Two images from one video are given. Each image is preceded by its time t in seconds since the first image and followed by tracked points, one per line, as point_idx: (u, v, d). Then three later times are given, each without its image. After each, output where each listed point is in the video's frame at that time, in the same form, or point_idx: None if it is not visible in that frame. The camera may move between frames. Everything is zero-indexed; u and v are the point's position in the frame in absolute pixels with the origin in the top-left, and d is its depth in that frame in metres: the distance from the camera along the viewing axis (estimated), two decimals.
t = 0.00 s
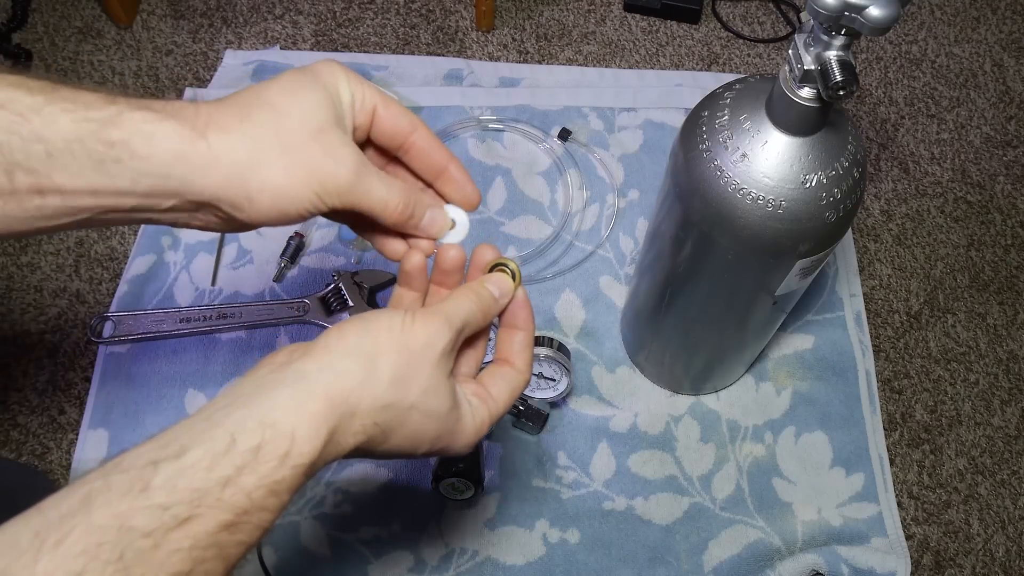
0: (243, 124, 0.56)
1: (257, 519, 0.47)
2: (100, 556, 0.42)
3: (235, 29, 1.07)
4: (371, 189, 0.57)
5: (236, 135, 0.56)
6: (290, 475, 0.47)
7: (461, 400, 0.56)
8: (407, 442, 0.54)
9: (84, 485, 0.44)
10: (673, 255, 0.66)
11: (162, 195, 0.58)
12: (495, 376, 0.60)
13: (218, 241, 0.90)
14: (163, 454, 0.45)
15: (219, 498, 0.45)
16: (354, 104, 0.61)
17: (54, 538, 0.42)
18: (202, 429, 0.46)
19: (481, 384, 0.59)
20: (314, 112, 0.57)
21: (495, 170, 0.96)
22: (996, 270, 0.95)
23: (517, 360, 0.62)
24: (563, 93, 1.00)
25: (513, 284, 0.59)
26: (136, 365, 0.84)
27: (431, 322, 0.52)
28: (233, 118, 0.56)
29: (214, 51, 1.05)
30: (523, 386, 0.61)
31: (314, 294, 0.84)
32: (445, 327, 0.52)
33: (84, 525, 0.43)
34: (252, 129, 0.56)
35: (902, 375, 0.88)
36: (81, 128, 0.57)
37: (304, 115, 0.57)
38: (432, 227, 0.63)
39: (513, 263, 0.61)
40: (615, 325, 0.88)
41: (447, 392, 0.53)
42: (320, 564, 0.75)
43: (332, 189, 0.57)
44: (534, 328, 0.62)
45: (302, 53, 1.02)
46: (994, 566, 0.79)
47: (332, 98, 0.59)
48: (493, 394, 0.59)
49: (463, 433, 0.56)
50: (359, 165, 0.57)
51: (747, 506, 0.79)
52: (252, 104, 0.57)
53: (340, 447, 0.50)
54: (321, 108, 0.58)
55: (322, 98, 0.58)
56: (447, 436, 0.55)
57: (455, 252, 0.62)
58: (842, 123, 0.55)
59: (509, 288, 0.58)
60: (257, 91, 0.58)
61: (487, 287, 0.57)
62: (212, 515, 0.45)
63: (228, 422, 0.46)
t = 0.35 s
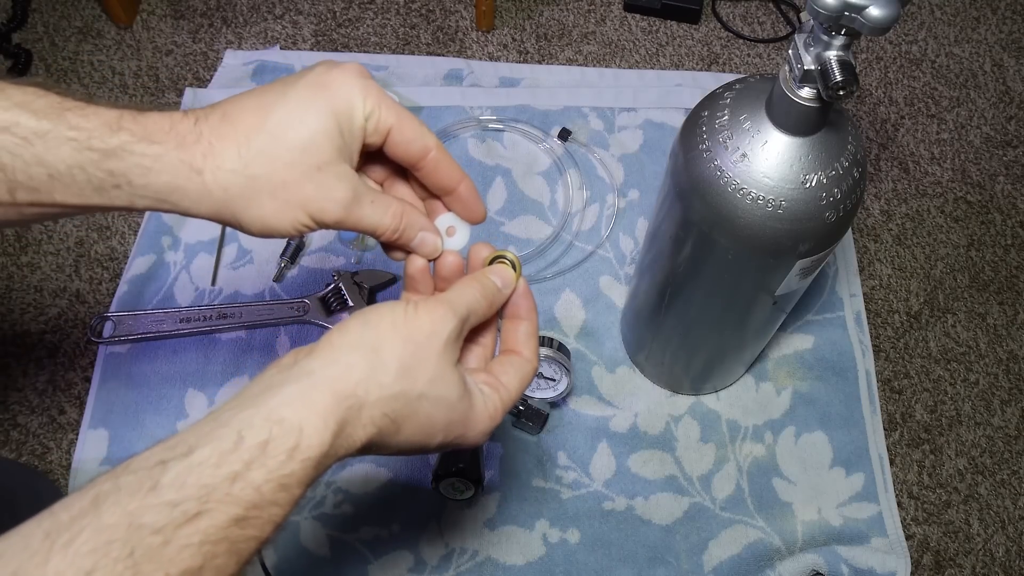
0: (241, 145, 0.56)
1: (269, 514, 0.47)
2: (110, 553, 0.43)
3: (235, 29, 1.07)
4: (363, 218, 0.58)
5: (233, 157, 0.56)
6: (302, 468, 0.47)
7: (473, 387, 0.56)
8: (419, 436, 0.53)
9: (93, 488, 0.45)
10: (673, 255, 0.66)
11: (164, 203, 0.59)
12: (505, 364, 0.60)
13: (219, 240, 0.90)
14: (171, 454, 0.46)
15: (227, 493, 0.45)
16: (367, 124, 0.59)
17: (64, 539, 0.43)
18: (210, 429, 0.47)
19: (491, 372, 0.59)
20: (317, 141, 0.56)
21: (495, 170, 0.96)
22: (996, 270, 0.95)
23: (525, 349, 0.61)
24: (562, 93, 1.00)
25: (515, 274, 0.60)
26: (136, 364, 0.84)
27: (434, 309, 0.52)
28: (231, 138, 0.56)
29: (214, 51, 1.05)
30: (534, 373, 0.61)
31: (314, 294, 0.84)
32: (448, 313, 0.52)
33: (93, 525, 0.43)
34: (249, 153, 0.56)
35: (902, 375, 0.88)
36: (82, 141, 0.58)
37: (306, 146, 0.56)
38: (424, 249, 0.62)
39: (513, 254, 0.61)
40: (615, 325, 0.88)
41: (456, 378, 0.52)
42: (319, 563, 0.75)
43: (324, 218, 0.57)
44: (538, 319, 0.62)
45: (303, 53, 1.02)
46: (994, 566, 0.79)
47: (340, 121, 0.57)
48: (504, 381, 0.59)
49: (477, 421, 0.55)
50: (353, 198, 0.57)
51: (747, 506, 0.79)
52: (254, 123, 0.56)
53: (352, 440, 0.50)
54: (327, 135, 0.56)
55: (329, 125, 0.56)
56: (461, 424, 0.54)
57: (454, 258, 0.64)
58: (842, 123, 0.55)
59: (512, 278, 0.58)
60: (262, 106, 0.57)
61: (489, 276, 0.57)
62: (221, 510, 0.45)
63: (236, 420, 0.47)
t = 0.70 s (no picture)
0: (241, 135, 0.56)
1: (267, 515, 0.47)
2: (109, 554, 0.43)
3: (235, 29, 1.07)
4: (359, 211, 0.58)
5: (231, 146, 0.56)
6: (299, 468, 0.47)
7: (474, 379, 0.55)
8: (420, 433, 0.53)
9: (91, 491, 0.46)
10: (673, 255, 0.66)
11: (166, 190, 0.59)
12: (508, 357, 0.60)
13: (219, 239, 0.90)
14: (169, 457, 0.46)
15: (226, 494, 0.46)
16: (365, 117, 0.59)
17: (63, 541, 0.43)
18: (207, 430, 0.47)
19: (494, 366, 0.59)
20: (317, 133, 0.56)
21: (495, 170, 0.96)
22: (996, 270, 0.95)
23: (526, 342, 0.61)
24: (563, 93, 1.00)
25: (515, 269, 0.59)
26: (136, 364, 0.84)
27: (430, 305, 0.51)
28: (231, 130, 0.56)
29: (214, 51, 1.05)
30: (536, 364, 0.61)
31: (314, 294, 0.84)
32: (445, 309, 0.52)
33: (92, 527, 0.44)
34: (249, 143, 0.56)
35: (902, 375, 0.88)
36: (86, 128, 0.58)
37: (306, 138, 0.56)
38: (419, 248, 0.61)
39: (513, 249, 0.61)
40: (615, 325, 0.88)
41: (453, 374, 0.52)
42: (320, 564, 0.75)
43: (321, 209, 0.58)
44: (538, 313, 0.62)
45: (303, 53, 1.02)
46: (994, 566, 0.79)
47: (340, 113, 0.57)
48: (507, 374, 0.59)
49: (479, 414, 0.55)
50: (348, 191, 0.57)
51: (747, 506, 0.79)
52: (254, 112, 0.56)
53: (351, 440, 0.50)
54: (326, 127, 0.57)
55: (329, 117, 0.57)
56: (462, 419, 0.54)
57: (456, 252, 0.64)
58: (842, 123, 0.55)
59: (510, 272, 0.58)
60: (263, 96, 0.57)
61: (487, 271, 0.57)
62: (219, 511, 0.46)
63: (232, 423, 0.47)
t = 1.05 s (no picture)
0: (236, 153, 0.56)
1: (266, 526, 0.47)
2: (109, 566, 0.43)
3: (235, 29, 1.07)
4: (355, 220, 0.59)
5: (228, 164, 0.56)
6: (298, 480, 0.47)
7: (475, 389, 0.55)
8: (418, 442, 0.53)
9: (91, 503, 0.46)
10: (673, 255, 0.66)
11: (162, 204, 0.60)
12: (508, 364, 0.59)
13: (219, 240, 0.90)
14: (169, 468, 0.47)
15: (225, 505, 0.46)
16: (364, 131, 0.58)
17: (64, 552, 0.43)
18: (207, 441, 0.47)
19: (495, 373, 0.59)
20: (312, 153, 0.56)
21: (495, 170, 0.96)
22: (996, 270, 0.95)
23: (528, 347, 0.61)
24: (563, 93, 1.00)
25: (517, 275, 0.59)
26: (136, 364, 0.84)
27: (429, 316, 0.51)
28: (225, 148, 0.56)
29: (214, 51, 1.05)
30: (539, 373, 0.60)
31: (314, 294, 0.84)
32: (444, 320, 0.51)
33: (93, 538, 0.44)
34: (245, 164, 0.56)
35: (902, 375, 0.88)
36: (84, 151, 0.58)
37: (301, 159, 0.56)
38: (418, 254, 0.61)
39: (515, 255, 0.60)
40: (615, 325, 0.88)
41: (453, 384, 0.52)
42: (320, 563, 0.75)
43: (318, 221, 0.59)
44: (541, 317, 0.62)
45: (303, 53, 1.02)
46: (994, 566, 0.79)
47: (336, 131, 0.57)
48: (507, 381, 0.58)
49: (480, 424, 0.55)
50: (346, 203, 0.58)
51: (747, 506, 0.79)
52: (250, 132, 0.56)
53: (348, 452, 0.50)
54: (322, 147, 0.56)
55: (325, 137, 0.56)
56: (462, 428, 0.54)
57: (456, 256, 0.64)
58: (843, 123, 0.55)
59: (512, 279, 0.58)
60: (258, 114, 0.57)
61: (488, 278, 0.56)
62: (219, 522, 0.46)
63: (231, 434, 0.47)
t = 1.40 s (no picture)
0: (229, 155, 0.56)
1: (260, 532, 0.47)
2: (102, 572, 0.43)
3: (235, 29, 1.07)
4: (344, 235, 0.58)
5: (221, 166, 0.56)
6: (292, 487, 0.47)
7: (468, 392, 0.55)
8: (416, 445, 0.53)
9: (86, 508, 0.46)
10: (673, 255, 0.66)
11: (158, 203, 0.60)
12: (502, 365, 0.59)
13: (219, 240, 0.90)
14: (163, 474, 0.47)
15: (219, 511, 0.46)
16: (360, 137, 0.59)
17: (59, 557, 0.43)
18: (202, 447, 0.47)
19: (490, 375, 0.59)
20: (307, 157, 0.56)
21: (495, 170, 0.96)
22: (996, 270, 0.95)
23: (522, 349, 0.61)
24: (563, 93, 1.00)
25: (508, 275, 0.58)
26: (135, 364, 0.84)
27: (420, 321, 0.51)
28: (218, 148, 0.56)
29: (214, 51, 1.05)
30: (534, 374, 0.60)
31: (314, 294, 0.84)
32: (437, 325, 0.51)
33: (87, 543, 0.44)
34: (237, 164, 0.56)
35: (902, 375, 0.88)
36: (79, 151, 0.58)
37: (295, 162, 0.56)
38: (414, 264, 0.63)
39: (508, 258, 0.60)
40: (615, 325, 0.88)
41: (445, 389, 0.52)
42: (320, 563, 0.75)
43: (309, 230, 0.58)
44: (535, 320, 0.62)
45: (303, 53, 1.02)
46: (994, 566, 0.79)
47: (333, 136, 0.57)
48: (502, 382, 0.58)
49: (473, 427, 0.55)
50: (336, 215, 0.57)
51: (747, 506, 0.79)
52: (245, 131, 0.56)
53: (343, 458, 0.50)
54: (318, 149, 0.56)
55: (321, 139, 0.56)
56: (455, 431, 0.54)
57: (447, 260, 0.63)
58: (843, 123, 0.55)
59: (504, 282, 0.57)
60: (254, 113, 0.57)
61: (481, 281, 0.56)
62: (213, 528, 0.46)
63: (225, 440, 0.47)
